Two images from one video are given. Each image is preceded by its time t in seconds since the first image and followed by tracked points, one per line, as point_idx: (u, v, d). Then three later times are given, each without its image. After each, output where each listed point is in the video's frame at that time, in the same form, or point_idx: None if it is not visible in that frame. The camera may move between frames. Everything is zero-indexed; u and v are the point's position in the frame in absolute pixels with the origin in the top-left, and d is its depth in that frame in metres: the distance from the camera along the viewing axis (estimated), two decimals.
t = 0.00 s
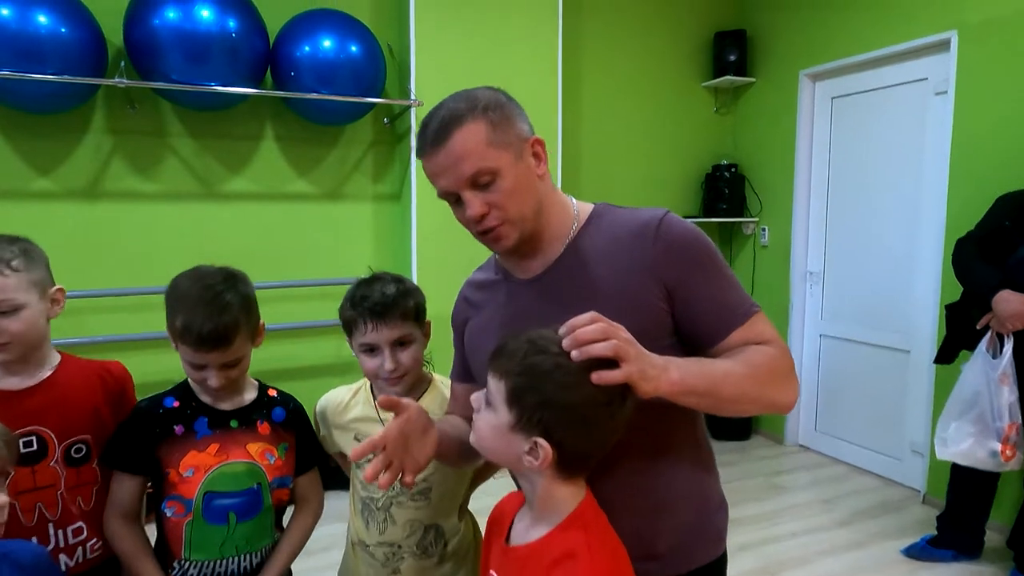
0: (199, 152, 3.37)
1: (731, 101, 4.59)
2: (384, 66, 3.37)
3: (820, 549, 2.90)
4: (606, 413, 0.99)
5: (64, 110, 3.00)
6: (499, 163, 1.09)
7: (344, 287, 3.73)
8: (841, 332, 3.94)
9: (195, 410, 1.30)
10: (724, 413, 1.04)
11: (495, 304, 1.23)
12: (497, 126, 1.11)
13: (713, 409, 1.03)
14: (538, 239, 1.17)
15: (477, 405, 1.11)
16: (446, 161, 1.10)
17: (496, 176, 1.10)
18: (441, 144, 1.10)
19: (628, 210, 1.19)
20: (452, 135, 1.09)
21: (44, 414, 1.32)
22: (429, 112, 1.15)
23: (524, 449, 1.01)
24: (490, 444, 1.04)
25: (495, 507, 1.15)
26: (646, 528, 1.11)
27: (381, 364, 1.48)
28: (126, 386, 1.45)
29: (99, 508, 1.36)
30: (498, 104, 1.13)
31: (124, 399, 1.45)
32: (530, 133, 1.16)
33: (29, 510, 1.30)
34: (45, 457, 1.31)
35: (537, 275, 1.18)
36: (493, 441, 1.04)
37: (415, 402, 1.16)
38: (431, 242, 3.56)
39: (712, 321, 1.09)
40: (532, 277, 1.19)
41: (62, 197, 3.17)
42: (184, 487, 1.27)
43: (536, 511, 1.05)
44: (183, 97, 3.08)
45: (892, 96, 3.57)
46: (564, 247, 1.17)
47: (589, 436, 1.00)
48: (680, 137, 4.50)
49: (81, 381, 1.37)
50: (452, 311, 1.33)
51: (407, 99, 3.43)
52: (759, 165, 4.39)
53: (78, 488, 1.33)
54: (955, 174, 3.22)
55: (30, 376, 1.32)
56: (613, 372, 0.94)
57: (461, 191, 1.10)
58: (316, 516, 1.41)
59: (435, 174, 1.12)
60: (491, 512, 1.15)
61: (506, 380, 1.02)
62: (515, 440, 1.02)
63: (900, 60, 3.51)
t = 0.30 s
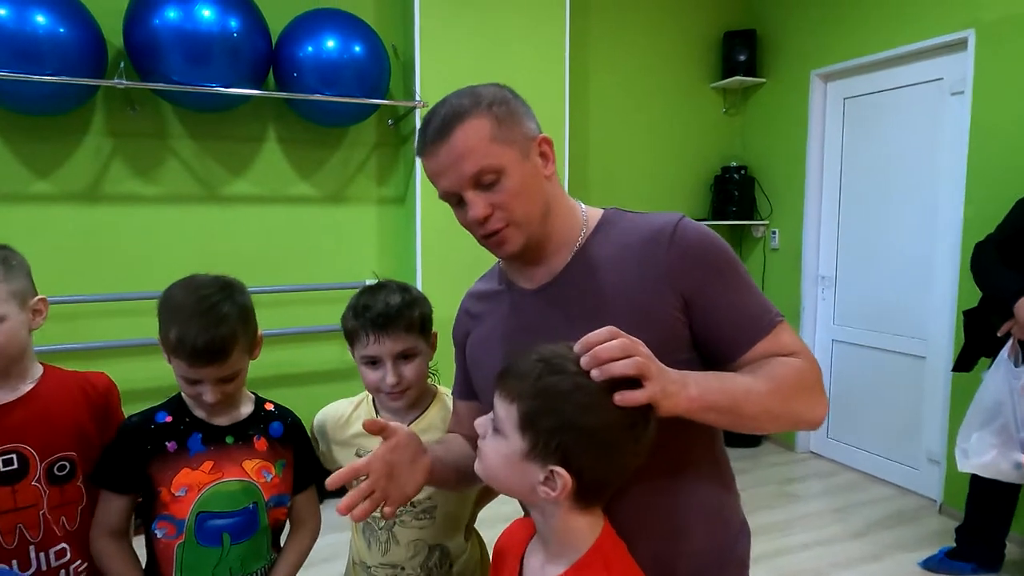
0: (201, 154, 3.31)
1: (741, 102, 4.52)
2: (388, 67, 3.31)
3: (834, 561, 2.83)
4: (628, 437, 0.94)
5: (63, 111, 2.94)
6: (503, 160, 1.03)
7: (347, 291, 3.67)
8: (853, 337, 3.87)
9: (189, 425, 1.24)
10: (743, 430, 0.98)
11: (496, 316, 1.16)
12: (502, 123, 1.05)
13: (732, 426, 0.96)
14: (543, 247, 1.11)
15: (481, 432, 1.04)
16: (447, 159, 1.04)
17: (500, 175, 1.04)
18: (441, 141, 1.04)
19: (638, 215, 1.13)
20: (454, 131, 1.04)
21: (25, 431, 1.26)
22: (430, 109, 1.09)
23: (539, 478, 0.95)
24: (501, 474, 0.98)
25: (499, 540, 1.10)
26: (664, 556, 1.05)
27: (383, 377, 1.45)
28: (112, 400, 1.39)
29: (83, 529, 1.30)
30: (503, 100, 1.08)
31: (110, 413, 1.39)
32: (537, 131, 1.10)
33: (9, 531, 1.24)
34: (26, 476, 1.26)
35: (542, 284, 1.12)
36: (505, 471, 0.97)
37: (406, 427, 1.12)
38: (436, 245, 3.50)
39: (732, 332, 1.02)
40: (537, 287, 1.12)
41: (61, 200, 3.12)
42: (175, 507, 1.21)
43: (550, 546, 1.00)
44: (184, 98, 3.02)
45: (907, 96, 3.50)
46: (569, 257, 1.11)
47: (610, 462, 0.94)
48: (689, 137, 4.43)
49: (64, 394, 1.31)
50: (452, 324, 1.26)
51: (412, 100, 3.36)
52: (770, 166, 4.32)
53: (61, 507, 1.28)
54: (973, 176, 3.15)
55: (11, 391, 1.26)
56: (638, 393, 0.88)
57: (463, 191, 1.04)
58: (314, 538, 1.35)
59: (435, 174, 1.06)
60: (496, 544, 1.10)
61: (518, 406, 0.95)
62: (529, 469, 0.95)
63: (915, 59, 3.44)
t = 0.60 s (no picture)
0: (200, 154, 3.25)
1: (750, 101, 4.44)
2: (390, 65, 3.24)
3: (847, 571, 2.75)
4: (649, 460, 0.87)
5: (60, 111, 2.89)
6: (505, 158, 0.97)
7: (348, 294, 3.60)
8: (866, 341, 3.78)
9: (176, 440, 1.19)
10: (767, 450, 0.91)
11: (496, 325, 1.10)
12: (505, 118, 0.98)
13: (752, 446, 0.89)
14: (547, 251, 1.04)
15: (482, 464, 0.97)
16: (445, 156, 0.98)
17: (502, 174, 0.97)
18: (439, 138, 0.98)
19: (650, 218, 1.06)
20: (453, 127, 0.97)
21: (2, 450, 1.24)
22: (430, 103, 1.02)
23: (554, 512, 0.88)
24: (509, 508, 0.90)
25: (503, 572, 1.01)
26: None
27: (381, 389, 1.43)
28: (92, 413, 1.37)
29: (63, 551, 1.28)
30: (507, 94, 1.02)
31: (90, 427, 1.37)
32: (544, 127, 1.03)
33: None
34: (4, 497, 1.24)
35: (547, 293, 1.05)
36: (515, 507, 0.90)
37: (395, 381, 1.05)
38: (439, 247, 3.42)
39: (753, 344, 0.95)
40: (541, 295, 1.05)
41: (59, 201, 3.06)
42: (162, 528, 1.17)
43: None
44: (182, 97, 2.96)
45: (921, 95, 3.42)
46: (576, 264, 1.04)
47: (630, 489, 0.87)
48: (697, 136, 4.35)
49: (42, 410, 1.29)
50: (450, 333, 1.20)
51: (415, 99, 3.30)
52: (780, 166, 4.23)
53: (40, 529, 1.26)
54: (990, 175, 3.06)
55: None
56: (658, 408, 0.81)
57: (462, 191, 0.98)
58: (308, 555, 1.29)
59: (433, 172, 1.00)
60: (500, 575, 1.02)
61: (527, 432, 0.88)
62: (542, 502, 0.88)
63: (929, 56, 3.36)
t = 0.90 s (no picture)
0: (196, 147, 3.18)
1: (757, 94, 4.36)
2: (390, 55, 3.17)
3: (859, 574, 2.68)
4: (664, 461, 0.80)
5: (51, 102, 2.81)
6: (499, 136, 0.89)
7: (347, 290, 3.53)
8: (877, 338, 3.70)
9: (153, 441, 1.15)
10: (788, 450, 0.83)
11: (495, 317, 1.02)
12: (499, 92, 0.91)
13: (770, 444, 0.82)
14: (547, 238, 0.96)
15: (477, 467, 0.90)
16: (434, 134, 0.90)
17: (496, 153, 0.90)
18: (428, 114, 0.91)
19: (659, 200, 0.98)
20: (442, 102, 0.90)
21: None
22: (418, 78, 0.95)
23: (559, 520, 0.80)
24: (509, 515, 0.83)
25: None
26: None
27: (369, 387, 1.41)
28: (66, 411, 1.34)
29: (35, 558, 1.24)
30: (502, 67, 0.94)
31: (65, 426, 1.33)
32: (541, 103, 0.96)
33: None
34: None
35: (548, 282, 0.97)
36: (515, 514, 0.82)
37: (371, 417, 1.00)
38: (440, 242, 3.35)
39: (772, 336, 0.88)
40: (541, 284, 0.98)
41: (51, 195, 3.00)
42: (140, 534, 1.11)
43: None
44: (177, 88, 2.89)
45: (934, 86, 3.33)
46: (580, 250, 0.96)
47: (643, 493, 0.80)
48: (703, 129, 4.27)
49: (12, 409, 1.25)
50: (446, 328, 1.13)
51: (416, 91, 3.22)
52: (788, 159, 4.15)
53: (11, 535, 1.22)
54: (1007, 168, 2.98)
55: None
56: (676, 406, 0.75)
57: (453, 172, 0.90)
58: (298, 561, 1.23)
59: (421, 152, 0.92)
60: None
61: (528, 431, 0.81)
62: (546, 509, 0.81)
63: (943, 46, 3.28)
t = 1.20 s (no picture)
0: (196, 144, 3.15)
1: (760, 91, 4.33)
2: (391, 51, 3.14)
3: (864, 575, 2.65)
4: (672, 457, 0.77)
5: (49, 99, 2.78)
6: (498, 125, 0.87)
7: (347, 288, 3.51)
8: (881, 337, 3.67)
9: (145, 440, 1.14)
10: (798, 445, 0.81)
11: (496, 310, 1.00)
12: (497, 79, 0.88)
13: (780, 440, 0.79)
14: (548, 230, 0.94)
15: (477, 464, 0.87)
16: (431, 124, 0.88)
17: (495, 143, 0.87)
18: (424, 103, 0.88)
19: (666, 190, 0.96)
20: (438, 91, 0.87)
21: None
22: (414, 65, 0.92)
23: (562, 518, 0.78)
24: (509, 512, 0.80)
25: None
26: None
27: (370, 382, 1.38)
28: (53, 407, 1.31)
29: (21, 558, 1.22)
30: (499, 54, 0.92)
31: (51, 423, 1.30)
32: (542, 89, 0.93)
33: None
34: None
35: (550, 275, 0.95)
36: (517, 512, 0.80)
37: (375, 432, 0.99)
38: (441, 241, 3.31)
39: (782, 328, 0.85)
40: (542, 278, 0.96)
41: (50, 192, 2.97)
42: (130, 535, 1.11)
43: None
44: (176, 84, 2.86)
45: (940, 82, 3.30)
46: (584, 241, 0.94)
47: (650, 490, 0.77)
48: (706, 127, 4.25)
49: None
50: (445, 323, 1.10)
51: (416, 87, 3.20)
52: (792, 157, 4.12)
53: None
54: (1013, 164, 2.95)
55: None
56: (685, 398, 0.72)
57: (451, 163, 0.88)
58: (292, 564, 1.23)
59: (419, 143, 0.89)
60: None
61: (531, 424, 0.78)
62: (548, 506, 0.78)
63: (948, 43, 3.25)
